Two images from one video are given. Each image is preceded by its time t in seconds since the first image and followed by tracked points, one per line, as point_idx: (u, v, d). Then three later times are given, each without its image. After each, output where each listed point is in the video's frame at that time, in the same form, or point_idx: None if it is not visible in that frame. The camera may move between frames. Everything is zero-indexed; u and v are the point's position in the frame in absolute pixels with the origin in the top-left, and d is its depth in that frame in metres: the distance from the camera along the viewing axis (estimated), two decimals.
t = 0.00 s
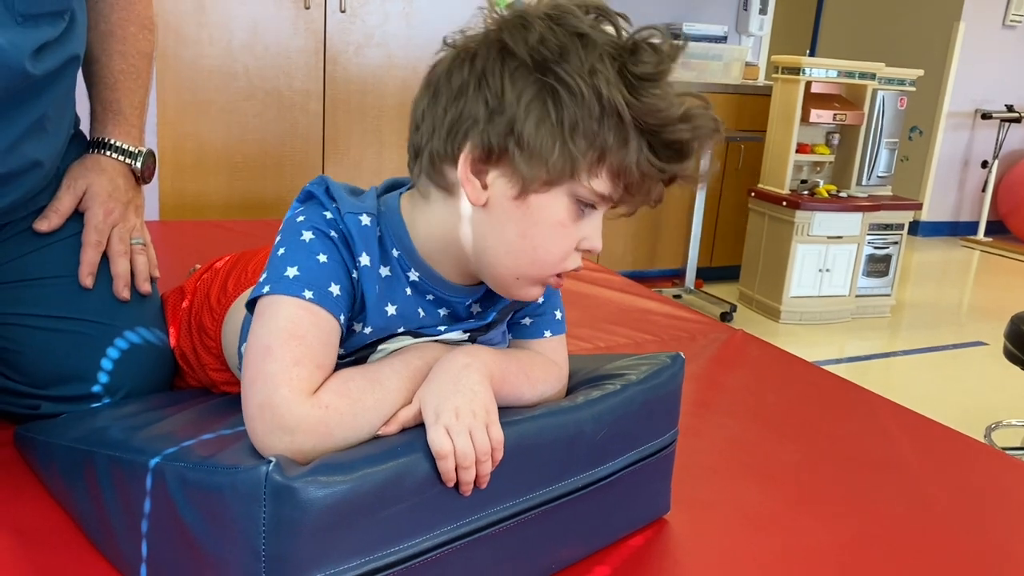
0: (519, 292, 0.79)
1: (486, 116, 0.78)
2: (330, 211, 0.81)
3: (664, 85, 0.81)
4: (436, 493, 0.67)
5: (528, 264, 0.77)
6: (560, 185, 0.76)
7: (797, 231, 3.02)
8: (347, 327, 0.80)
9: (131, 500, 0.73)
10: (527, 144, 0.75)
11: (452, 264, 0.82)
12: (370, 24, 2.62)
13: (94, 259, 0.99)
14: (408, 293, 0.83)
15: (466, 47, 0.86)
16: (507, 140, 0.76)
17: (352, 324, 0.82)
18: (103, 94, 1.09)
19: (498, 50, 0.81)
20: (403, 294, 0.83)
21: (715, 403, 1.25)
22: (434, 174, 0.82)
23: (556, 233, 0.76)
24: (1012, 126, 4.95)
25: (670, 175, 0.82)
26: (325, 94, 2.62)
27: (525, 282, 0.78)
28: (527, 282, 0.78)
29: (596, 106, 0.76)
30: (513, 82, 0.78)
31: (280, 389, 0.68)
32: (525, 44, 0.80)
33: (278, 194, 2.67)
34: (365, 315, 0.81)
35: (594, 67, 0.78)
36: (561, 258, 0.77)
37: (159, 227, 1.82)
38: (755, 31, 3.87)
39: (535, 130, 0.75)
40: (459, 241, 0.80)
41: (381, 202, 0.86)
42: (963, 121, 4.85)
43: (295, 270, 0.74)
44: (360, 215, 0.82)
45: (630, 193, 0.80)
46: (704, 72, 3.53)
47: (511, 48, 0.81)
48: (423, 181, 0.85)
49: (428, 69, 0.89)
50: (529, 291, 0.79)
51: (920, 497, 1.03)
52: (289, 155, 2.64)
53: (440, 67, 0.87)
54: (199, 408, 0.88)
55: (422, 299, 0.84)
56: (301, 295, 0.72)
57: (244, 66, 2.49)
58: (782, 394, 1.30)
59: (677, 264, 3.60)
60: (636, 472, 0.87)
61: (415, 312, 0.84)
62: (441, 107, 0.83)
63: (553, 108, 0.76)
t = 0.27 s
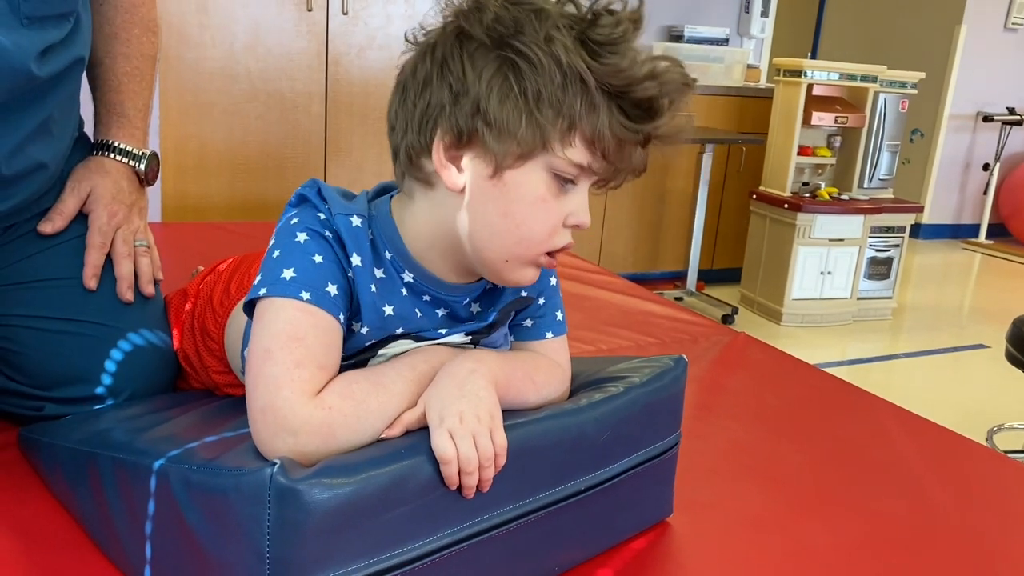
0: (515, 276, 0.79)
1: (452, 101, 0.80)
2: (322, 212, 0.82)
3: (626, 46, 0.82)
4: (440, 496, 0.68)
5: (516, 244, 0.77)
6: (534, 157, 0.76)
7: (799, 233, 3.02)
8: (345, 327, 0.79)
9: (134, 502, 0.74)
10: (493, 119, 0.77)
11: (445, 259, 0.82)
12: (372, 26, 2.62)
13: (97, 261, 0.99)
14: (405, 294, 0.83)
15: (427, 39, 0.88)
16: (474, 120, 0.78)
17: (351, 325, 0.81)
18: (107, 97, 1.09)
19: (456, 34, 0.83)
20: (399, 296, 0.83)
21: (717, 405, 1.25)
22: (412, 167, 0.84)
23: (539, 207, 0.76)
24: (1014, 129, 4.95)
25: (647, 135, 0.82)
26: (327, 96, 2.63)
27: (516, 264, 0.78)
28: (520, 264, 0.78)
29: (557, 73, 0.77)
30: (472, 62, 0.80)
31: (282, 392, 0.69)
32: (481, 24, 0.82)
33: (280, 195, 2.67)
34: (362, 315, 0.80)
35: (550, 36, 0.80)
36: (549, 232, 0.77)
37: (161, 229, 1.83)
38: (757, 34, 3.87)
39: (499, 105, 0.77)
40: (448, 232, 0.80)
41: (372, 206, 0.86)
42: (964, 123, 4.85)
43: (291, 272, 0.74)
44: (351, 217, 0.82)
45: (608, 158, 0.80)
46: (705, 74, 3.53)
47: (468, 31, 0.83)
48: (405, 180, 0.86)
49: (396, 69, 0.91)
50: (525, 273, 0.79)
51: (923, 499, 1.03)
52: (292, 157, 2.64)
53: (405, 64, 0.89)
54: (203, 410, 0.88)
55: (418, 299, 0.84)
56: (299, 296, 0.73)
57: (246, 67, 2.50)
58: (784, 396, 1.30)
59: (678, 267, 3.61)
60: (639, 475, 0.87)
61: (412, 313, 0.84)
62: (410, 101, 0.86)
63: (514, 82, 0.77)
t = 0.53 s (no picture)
0: (519, 268, 0.79)
1: (441, 97, 0.81)
2: (320, 217, 0.82)
3: (605, 31, 0.84)
4: (443, 501, 0.68)
5: (518, 234, 0.77)
6: (528, 144, 0.78)
7: (801, 236, 3.02)
8: (345, 331, 0.79)
9: (138, 506, 0.74)
10: (484, 111, 0.78)
11: (444, 259, 0.83)
12: (374, 30, 2.62)
13: (101, 265, 1.00)
14: (404, 297, 0.83)
15: (410, 42, 0.90)
16: (466, 113, 0.79)
17: (351, 328, 0.81)
18: (111, 101, 1.09)
19: (438, 32, 0.85)
20: (399, 299, 0.83)
21: (719, 409, 1.25)
22: (404, 168, 0.85)
23: (538, 194, 0.77)
24: (1015, 132, 4.95)
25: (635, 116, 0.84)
26: (328, 99, 2.63)
27: (519, 255, 0.78)
28: (523, 255, 0.78)
29: (543, 60, 0.79)
30: (458, 57, 0.82)
31: (284, 397, 0.69)
32: (462, 20, 0.84)
33: (282, 199, 2.68)
34: (361, 318, 0.80)
35: (532, 24, 0.82)
36: (549, 218, 0.77)
37: (164, 233, 1.83)
38: (758, 37, 3.87)
39: (489, 96, 0.79)
40: (447, 231, 0.80)
41: (369, 211, 0.86)
42: (965, 126, 4.85)
43: (290, 277, 0.74)
44: (348, 221, 0.82)
45: (600, 140, 0.81)
46: (706, 78, 3.53)
47: (451, 28, 0.85)
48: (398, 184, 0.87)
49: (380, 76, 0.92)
50: (528, 264, 0.79)
51: (925, 503, 1.03)
52: (293, 161, 2.64)
53: (390, 69, 0.91)
54: (206, 415, 0.88)
55: (417, 301, 0.84)
56: (299, 300, 0.73)
57: (248, 71, 2.50)
58: (785, 400, 1.30)
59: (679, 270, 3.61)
60: (641, 479, 0.87)
61: (412, 316, 0.84)
62: (398, 103, 0.87)
63: (501, 72, 0.79)
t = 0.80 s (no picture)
0: (521, 271, 0.79)
1: (438, 105, 0.82)
2: (321, 227, 0.82)
3: (597, 35, 0.86)
4: (443, 510, 0.68)
5: (519, 236, 0.77)
6: (526, 146, 0.78)
7: (801, 241, 3.02)
8: (345, 341, 0.79)
9: (139, 514, 0.74)
10: (481, 115, 0.79)
11: (445, 267, 0.83)
12: (375, 35, 2.63)
13: (102, 272, 1.00)
14: (404, 306, 0.83)
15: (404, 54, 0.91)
16: (463, 118, 0.80)
17: (351, 338, 0.81)
18: (112, 109, 1.10)
19: (432, 41, 0.87)
20: (399, 308, 0.83)
21: (720, 415, 1.25)
22: (403, 176, 0.85)
23: (537, 196, 0.77)
24: (1015, 135, 4.96)
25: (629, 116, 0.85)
26: (329, 104, 2.63)
27: (520, 258, 0.78)
28: (525, 258, 0.79)
29: (538, 63, 0.80)
30: (453, 64, 0.83)
31: (286, 407, 0.69)
32: (456, 28, 0.86)
33: (282, 203, 2.68)
34: (361, 327, 0.80)
35: (525, 28, 0.83)
36: (550, 220, 0.77)
37: (165, 238, 1.83)
38: (758, 41, 3.88)
39: (485, 100, 0.79)
40: (448, 237, 0.80)
41: (369, 220, 0.86)
42: (966, 130, 4.85)
43: (291, 287, 0.75)
44: (348, 231, 0.82)
45: (596, 140, 0.82)
46: (706, 82, 3.53)
47: (444, 36, 0.86)
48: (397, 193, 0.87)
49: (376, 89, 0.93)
50: (530, 267, 0.79)
51: (925, 509, 1.03)
52: (295, 166, 2.65)
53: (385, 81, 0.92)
54: (208, 422, 0.88)
55: (418, 310, 0.84)
56: (299, 311, 0.73)
57: (249, 76, 2.50)
58: (786, 406, 1.31)
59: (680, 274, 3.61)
60: (642, 486, 0.87)
61: (412, 324, 0.84)
62: (396, 114, 0.87)
63: (497, 77, 0.80)
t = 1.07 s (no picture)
0: (515, 283, 0.79)
1: (439, 113, 0.82)
2: (315, 238, 0.82)
3: (600, 50, 0.86)
4: (440, 519, 0.68)
5: (514, 246, 0.77)
6: (524, 157, 0.78)
7: (800, 244, 3.02)
8: (339, 351, 0.80)
9: (137, 523, 0.74)
10: (481, 125, 0.79)
11: (440, 278, 0.82)
12: (374, 39, 2.63)
13: (100, 280, 1.00)
14: (399, 316, 0.83)
15: (408, 62, 0.91)
16: (463, 127, 0.80)
17: (345, 349, 0.81)
18: (110, 116, 1.10)
19: (436, 50, 0.87)
20: (394, 318, 0.83)
21: (718, 421, 1.25)
22: (402, 182, 0.85)
23: (534, 207, 0.77)
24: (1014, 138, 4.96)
25: (629, 133, 0.85)
26: (329, 109, 2.64)
27: (515, 268, 0.78)
28: (519, 269, 0.78)
29: (540, 76, 0.81)
30: (456, 73, 0.83)
31: (281, 417, 0.69)
32: (460, 37, 0.86)
33: (282, 208, 2.68)
34: (355, 339, 0.80)
35: (529, 41, 0.83)
36: (546, 231, 0.78)
37: (164, 243, 1.83)
38: (757, 45, 3.89)
39: (486, 110, 0.80)
40: (443, 246, 0.80)
41: (364, 228, 0.86)
42: (965, 133, 4.86)
43: (285, 298, 0.75)
44: (342, 242, 0.82)
45: (596, 156, 0.82)
46: (705, 86, 3.53)
47: (448, 45, 0.86)
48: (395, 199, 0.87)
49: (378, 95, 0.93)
50: (524, 279, 0.79)
51: (924, 515, 1.03)
52: (294, 171, 2.65)
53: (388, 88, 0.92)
54: (206, 430, 0.88)
55: (414, 320, 0.84)
56: (293, 322, 0.73)
57: (249, 81, 2.51)
58: (784, 411, 1.31)
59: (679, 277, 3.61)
60: (640, 494, 0.87)
61: (407, 335, 0.84)
62: (397, 120, 0.88)
63: (499, 87, 0.80)
